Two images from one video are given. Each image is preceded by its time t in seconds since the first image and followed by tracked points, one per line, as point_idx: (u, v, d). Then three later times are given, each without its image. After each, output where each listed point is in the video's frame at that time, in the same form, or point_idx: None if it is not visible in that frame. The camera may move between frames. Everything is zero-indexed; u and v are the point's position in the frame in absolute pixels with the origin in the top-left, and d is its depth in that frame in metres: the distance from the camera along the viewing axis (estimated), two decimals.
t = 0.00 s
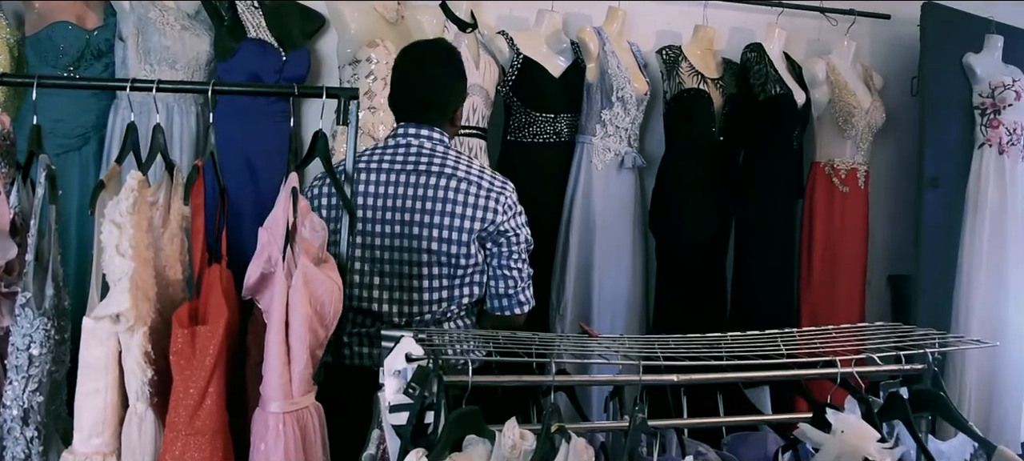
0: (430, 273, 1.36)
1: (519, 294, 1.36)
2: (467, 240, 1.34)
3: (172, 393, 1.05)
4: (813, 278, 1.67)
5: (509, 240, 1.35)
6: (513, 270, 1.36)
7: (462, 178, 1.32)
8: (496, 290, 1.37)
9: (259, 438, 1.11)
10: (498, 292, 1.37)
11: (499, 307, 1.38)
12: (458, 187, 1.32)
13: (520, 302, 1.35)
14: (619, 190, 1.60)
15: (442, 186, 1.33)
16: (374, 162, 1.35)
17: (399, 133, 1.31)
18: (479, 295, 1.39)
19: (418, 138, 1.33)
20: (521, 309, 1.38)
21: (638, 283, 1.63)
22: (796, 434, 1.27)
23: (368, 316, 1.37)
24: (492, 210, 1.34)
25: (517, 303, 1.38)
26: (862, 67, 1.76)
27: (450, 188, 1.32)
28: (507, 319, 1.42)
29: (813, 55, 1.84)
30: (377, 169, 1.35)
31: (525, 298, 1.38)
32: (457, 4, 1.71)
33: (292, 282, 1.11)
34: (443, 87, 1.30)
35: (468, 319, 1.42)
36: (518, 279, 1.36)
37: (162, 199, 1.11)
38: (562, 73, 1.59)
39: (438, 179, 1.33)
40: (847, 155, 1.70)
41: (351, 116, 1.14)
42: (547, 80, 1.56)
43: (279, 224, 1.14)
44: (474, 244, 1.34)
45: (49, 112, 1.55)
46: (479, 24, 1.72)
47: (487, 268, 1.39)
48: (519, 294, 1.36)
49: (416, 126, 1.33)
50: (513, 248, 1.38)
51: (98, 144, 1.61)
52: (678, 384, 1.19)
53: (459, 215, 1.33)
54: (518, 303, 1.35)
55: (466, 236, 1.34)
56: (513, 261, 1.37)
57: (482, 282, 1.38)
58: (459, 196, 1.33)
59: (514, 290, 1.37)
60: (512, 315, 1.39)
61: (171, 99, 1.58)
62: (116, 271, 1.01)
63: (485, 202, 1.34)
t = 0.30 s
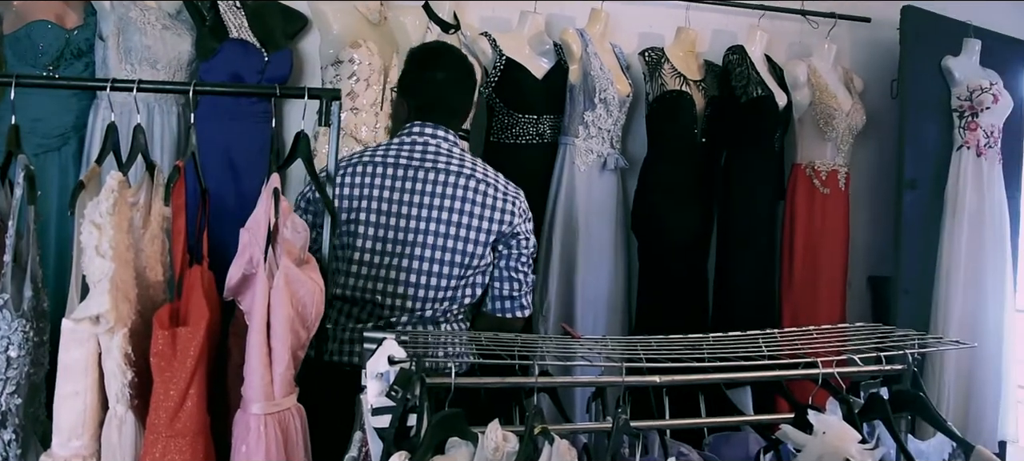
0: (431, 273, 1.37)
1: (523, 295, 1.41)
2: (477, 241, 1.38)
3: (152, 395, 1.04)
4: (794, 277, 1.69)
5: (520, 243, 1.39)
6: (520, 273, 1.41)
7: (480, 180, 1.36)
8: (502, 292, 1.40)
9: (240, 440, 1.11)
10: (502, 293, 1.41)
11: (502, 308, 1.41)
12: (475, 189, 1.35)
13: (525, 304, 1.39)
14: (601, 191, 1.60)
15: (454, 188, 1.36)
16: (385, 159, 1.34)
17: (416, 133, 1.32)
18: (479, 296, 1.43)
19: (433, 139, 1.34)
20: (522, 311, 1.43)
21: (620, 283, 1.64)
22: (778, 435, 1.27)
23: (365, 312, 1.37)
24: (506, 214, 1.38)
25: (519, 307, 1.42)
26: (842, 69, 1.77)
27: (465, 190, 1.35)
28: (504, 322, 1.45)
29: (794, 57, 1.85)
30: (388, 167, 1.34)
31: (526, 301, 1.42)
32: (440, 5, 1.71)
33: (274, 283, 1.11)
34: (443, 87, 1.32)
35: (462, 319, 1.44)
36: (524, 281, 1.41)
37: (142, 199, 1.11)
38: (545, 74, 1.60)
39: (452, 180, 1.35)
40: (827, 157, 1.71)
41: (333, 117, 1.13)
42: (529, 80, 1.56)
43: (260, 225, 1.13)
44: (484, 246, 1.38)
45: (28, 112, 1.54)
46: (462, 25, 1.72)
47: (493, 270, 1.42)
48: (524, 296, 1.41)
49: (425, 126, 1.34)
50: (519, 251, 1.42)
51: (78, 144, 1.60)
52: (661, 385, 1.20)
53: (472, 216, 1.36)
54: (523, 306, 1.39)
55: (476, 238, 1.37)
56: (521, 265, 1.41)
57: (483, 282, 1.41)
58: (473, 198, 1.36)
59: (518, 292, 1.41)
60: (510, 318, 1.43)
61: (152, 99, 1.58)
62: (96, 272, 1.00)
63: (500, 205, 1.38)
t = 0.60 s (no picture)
0: (418, 278, 1.36)
1: (507, 298, 1.41)
2: (465, 246, 1.38)
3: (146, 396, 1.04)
4: (786, 278, 1.69)
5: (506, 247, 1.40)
6: (504, 275, 1.41)
7: (467, 186, 1.37)
8: (486, 294, 1.40)
9: (233, 440, 1.10)
10: (485, 296, 1.41)
11: (483, 311, 1.40)
12: (462, 194, 1.35)
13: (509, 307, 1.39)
14: (594, 191, 1.60)
15: (441, 192, 1.35)
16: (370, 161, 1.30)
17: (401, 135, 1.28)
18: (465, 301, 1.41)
19: (418, 141, 1.32)
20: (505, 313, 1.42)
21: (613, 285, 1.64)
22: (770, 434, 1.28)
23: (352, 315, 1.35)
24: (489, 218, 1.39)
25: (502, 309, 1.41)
26: (834, 71, 1.78)
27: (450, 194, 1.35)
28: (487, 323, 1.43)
29: (786, 58, 1.86)
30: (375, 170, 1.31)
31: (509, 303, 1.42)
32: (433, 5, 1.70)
33: (267, 283, 1.11)
34: (430, 86, 1.29)
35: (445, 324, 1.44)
36: (508, 283, 1.41)
37: (135, 199, 1.11)
38: (538, 74, 1.60)
39: (438, 185, 1.35)
40: (819, 158, 1.72)
41: (327, 116, 1.14)
42: (521, 80, 1.56)
43: (253, 225, 1.13)
44: (471, 250, 1.38)
45: (20, 111, 1.54)
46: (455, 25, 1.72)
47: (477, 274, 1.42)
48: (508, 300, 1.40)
49: (408, 126, 1.30)
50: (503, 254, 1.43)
51: (70, 144, 1.60)
52: (654, 385, 1.20)
53: (459, 221, 1.37)
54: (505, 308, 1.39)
55: (463, 243, 1.38)
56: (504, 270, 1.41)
57: (469, 285, 1.41)
58: (460, 202, 1.37)
59: (502, 295, 1.41)
60: (492, 321, 1.42)
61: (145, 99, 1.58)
62: (88, 272, 0.99)
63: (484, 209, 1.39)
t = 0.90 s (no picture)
0: (364, 279, 1.35)
1: (451, 287, 1.41)
2: (406, 242, 1.38)
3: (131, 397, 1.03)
4: (774, 279, 1.69)
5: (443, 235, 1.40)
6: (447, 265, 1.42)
7: (399, 179, 1.36)
8: (429, 284, 1.39)
9: (219, 441, 1.10)
10: (429, 287, 1.40)
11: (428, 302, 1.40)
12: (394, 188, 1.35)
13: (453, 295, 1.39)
14: (583, 191, 1.60)
15: (375, 190, 1.35)
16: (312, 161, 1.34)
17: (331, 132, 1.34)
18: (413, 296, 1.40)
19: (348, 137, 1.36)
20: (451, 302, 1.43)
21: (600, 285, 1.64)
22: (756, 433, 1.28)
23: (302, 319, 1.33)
24: (426, 210, 1.40)
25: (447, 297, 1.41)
26: (823, 71, 1.78)
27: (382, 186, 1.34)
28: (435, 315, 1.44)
29: (774, 58, 1.87)
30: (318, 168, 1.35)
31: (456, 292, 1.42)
32: (422, 6, 1.67)
33: (253, 283, 1.10)
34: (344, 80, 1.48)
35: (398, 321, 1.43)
36: (451, 272, 1.41)
37: (121, 199, 1.09)
38: (526, 73, 1.61)
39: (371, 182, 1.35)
40: (807, 158, 1.72)
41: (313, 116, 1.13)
42: (510, 80, 1.56)
43: (240, 225, 1.12)
44: (413, 244, 1.38)
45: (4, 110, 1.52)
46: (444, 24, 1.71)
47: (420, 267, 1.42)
48: (451, 288, 1.40)
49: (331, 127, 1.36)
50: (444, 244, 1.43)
51: (56, 143, 1.59)
52: (642, 384, 1.20)
53: (398, 215, 1.36)
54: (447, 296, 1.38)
55: (404, 238, 1.37)
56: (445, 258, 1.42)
57: (416, 279, 1.40)
58: (394, 196, 1.36)
59: (446, 284, 1.41)
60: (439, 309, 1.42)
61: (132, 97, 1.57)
62: (73, 273, 0.98)
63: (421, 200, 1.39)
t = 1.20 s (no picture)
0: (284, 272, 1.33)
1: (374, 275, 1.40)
2: (326, 234, 1.35)
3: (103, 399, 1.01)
4: (748, 278, 1.70)
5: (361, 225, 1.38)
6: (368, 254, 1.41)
7: (314, 170, 1.33)
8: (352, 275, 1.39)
9: (193, 443, 1.09)
10: (353, 277, 1.40)
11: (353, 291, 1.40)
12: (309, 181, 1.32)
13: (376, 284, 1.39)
14: (559, 191, 1.61)
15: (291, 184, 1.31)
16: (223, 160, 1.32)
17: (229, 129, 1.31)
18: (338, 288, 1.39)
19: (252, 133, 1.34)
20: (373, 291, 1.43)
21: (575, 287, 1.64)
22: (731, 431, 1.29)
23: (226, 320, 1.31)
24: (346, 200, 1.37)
25: (370, 287, 1.41)
26: (797, 72, 1.80)
27: (297, 179, 1.31)
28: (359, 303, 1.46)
29: (749, 59, 1.88)
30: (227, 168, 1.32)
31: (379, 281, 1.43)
32: (398, 5, 1.66)
33: (227, 285, 1.09)
34: (250, 78, 1.49)
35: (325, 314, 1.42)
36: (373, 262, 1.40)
37: (93, 199, 1.07)
38: (502, 74, 1.60)
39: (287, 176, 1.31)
40: (782, 158, 1.73)
41: (286, 116, 1.13)
42: (486, 81, 1.56)
43: (213, 226, 1.11)
44: (334, 236, 1.35)
45: None
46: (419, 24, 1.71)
47: (343, 257, 1.40)
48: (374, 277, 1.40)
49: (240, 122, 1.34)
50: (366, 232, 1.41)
51: (26, 142, 1.57)
52: (617, 384, 1.20)
53: (316, 208, 1.34)
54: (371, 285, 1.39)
55: (324, 231, 1.34)
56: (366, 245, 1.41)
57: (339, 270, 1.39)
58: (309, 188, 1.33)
59: (368, 273, 1.40)
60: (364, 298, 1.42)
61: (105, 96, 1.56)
62: (44, 274, 0.97)
63: (337, 192, 1.36)
